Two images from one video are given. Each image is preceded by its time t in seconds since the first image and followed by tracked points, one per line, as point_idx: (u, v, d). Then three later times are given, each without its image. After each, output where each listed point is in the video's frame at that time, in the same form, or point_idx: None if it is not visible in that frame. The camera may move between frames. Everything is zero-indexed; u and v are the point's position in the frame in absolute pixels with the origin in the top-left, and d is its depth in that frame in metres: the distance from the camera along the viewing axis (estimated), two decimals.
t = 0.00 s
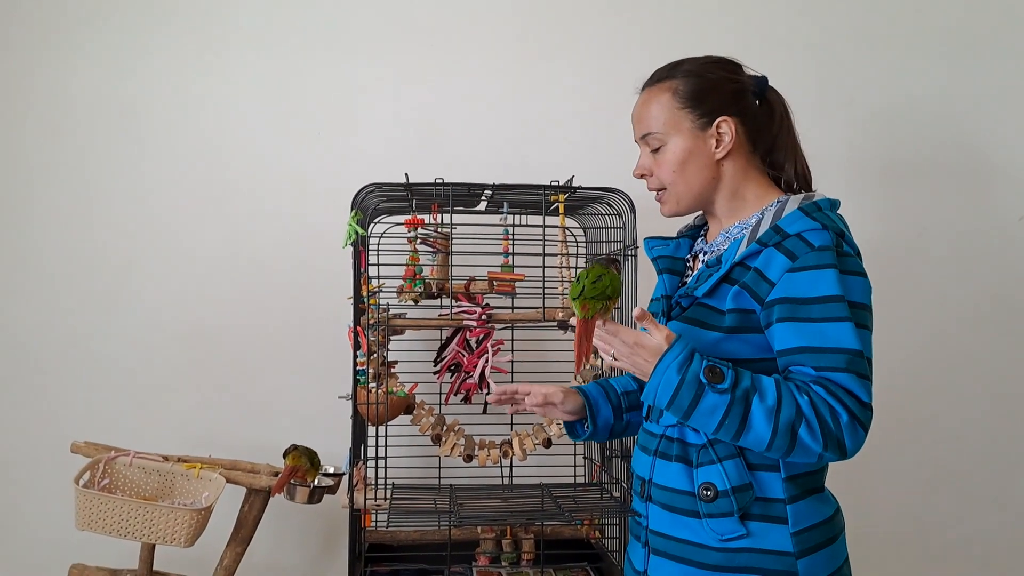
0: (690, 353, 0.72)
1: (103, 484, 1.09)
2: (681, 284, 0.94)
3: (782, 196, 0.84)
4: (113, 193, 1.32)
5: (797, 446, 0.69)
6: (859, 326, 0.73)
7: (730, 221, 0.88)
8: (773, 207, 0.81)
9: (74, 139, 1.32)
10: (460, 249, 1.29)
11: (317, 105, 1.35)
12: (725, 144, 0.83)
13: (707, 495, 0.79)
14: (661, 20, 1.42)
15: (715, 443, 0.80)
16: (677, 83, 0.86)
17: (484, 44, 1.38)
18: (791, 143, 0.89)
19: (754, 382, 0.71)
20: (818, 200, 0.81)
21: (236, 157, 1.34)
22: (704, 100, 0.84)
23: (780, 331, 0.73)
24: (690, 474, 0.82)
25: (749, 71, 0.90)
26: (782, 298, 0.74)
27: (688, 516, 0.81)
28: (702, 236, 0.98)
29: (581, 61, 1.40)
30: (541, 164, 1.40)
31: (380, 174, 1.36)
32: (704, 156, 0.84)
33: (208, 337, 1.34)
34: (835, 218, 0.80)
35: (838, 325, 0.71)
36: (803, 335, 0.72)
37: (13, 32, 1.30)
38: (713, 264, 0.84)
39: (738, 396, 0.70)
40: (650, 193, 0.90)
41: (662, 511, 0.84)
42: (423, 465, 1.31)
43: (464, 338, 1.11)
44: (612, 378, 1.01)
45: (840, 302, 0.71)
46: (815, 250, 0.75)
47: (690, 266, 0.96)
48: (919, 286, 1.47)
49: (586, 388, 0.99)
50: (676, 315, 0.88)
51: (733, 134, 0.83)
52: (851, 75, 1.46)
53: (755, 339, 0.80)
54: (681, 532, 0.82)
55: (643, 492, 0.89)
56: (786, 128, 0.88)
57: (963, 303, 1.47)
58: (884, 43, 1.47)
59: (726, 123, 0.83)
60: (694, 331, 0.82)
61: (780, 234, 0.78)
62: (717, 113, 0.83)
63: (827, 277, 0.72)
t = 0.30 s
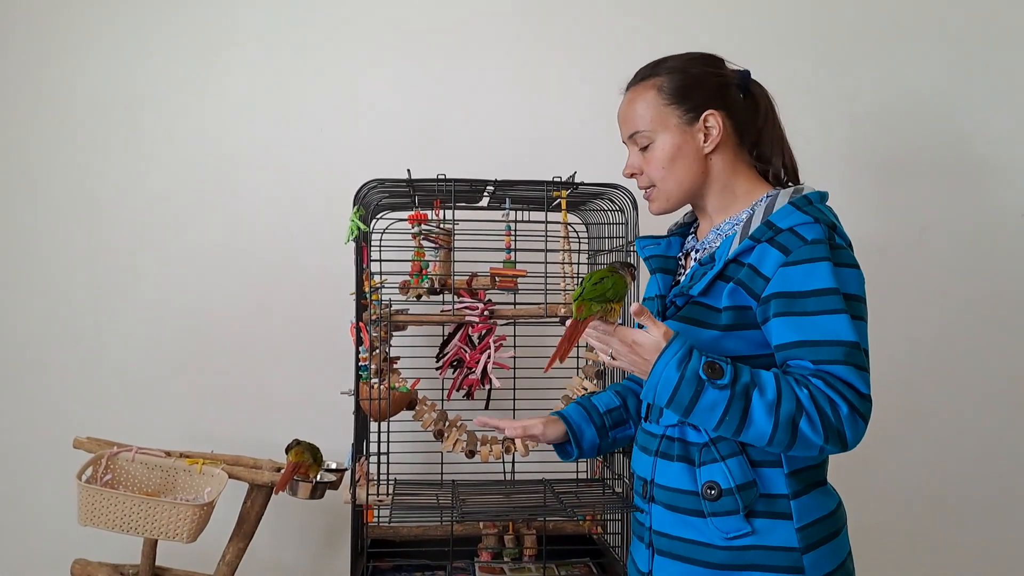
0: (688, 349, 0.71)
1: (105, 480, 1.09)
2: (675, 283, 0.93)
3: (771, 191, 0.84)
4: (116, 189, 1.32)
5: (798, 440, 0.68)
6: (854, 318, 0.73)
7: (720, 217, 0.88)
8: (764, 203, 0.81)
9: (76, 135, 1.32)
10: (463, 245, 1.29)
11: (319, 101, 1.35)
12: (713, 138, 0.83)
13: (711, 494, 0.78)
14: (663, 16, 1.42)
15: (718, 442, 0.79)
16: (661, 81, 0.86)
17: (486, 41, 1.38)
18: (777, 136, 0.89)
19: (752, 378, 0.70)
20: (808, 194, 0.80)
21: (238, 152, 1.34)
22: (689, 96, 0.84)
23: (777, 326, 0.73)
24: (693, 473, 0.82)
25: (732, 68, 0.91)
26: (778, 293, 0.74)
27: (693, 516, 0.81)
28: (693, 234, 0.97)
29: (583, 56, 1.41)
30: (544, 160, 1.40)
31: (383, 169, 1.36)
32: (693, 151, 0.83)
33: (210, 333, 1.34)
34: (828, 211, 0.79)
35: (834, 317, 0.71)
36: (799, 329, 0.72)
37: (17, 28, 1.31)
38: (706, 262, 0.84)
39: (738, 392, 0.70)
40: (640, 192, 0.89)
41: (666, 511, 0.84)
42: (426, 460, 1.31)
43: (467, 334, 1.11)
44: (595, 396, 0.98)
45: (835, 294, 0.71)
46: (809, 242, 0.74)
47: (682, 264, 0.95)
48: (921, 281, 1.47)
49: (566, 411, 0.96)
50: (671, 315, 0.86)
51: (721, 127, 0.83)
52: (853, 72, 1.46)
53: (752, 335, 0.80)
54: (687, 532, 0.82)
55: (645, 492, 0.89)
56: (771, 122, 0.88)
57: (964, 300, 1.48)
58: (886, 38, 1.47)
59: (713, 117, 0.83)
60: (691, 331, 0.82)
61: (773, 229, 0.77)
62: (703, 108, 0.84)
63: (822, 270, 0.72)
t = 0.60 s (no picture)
0: (680, 351, 0.71)
1: (106, 475, 1.09)
2: (663, 282, 0.90)
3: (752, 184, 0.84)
4: (118, 185, 1.32)
5: (798, 430, 0.68)
6: (846, 302, 0.73)
7: (707, 212, 0.88)
8: (745, 195, 0.81)
9: (78, 131, 1.32)
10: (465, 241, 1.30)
11: (321, 96, 1.35)
12: (712, 122, 0.84)
13: (713, 491, 0.77)
14: (665, 12, 1.42)
15: (718, 438, 0.78)
16: (657, 66, 0.86)
17: (488, 38, 1.38)
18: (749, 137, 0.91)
19: (745, 373, 0.71)
20: (788, 184, 0.80)
21: (240, 148, 1.34)
22: (685, 81, 0.85)
23: (771, 316, 0.73)
24: (694, 471, 0.81)
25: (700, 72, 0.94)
26: (770, 282, 0.73)
27: (696, 514, 0.80)
28: (676, 232, 0.96)
29: (584, 51, 1.40)
30: (545, 156, 1.40)
31: (385, 165, 1.36)
32: (698, 131, 0.83)
33: (212, 329, 1.34)
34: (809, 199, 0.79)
35: (825, 302, 0.70)
36: (793, 317, 0.71)
37: (19, 23, 1.31)
38: (695, 258, 0.82)
39: (733, 388, 0.69)
40: (640, 175, 0.84)
41: (667, 511, 0.82)
42: (428, 456, 1.32)
43: (468, 330, 1.11)
44: (575, 415, 0.98)
45: (826, 279, 0.71)
46: (796, 230, 0.74)
47: (668, 264, 0.93)
48: (922, 278, 1.47)
49: (547, 434, 0.96)
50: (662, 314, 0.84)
51: (717, 113, 0.85)
52: (854, 69, 1.46)
53: (747, 328, 0.79)
54: (690, 531, 0.81)
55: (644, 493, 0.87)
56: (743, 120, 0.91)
57: (966, 297, 1.47)
58: (887, 34, 1.47)
59: (712, 101, 0.85)
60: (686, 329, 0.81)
61: (759, 220, 0.77)
62: (700, 93, 0.85)
63: (811, 257, 0.72)
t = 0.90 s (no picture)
0: (676, 352, 0.72)
1: (109, 472, 1.09)
2: (659, 280, 0.90)
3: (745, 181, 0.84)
4: (119, 182, 1.32)
5: (797, 423, 0.68)
6: (841, 292, 0.73)
7: (702, 209, 0.87)
8: (740, 191, 0.81)
9: (79, 128, 1.32)
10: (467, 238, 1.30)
11: (321, 93, 1.35)
12: (708, 120, 0.86)
13: (715, 486, 0.77)
14: (666, 8, 1.42)
15: (719, 432, 0.78)
16: (654, 66, 0.87)
17: (489, 36, 1.38)
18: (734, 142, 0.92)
19: (740, 369, 0.71)
20: (781, 178, 0.80)
21: (241, 145, 1.34)
22: (681, 81, 0.87)
23: (768, 308, 0.73)
24: (694, 467, 0.81)
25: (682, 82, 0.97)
26: (767, 274, 0.73)
27: (698, 509, 0.80)
28: (669, 231, 0.95)
29: (585, 48, 1.40)
30: (547, 153, 1.40)
31: (387, 161, 1.36)
32: (699, 126, 0.84)
33: (214, 326, 1.34)
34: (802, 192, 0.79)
35: (821, 291, 0.70)
36: (789, 307, 0.71)
37: (20, 20, 1.30)
38: (691, 253, 0.82)
39: (729, 386, 0.70)
40: (646, 166, 0.83)
41: (668, 507, 0.82)
42: (430, 452, 1.32)
43: (470, 326, 1.12)
44: (575, 425, 0.98)
45: (822, 269, 0.71)
46: (791, 222, 0.74)
47: (662, 262, 0.93)
48: (923, 274, 1.47)
49: (549, 447, 0.96)
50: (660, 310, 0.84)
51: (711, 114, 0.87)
52: (856, 66, 1.46)
53: (746, 322, 0.79)
54: (692, 527, 0.81)
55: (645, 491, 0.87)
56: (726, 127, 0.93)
57: (967, 294, 1.47)
58: (888, 30, 1.47)
59: (707, 102, 0.87)
60: (686, 324, 0.81)
61: (754, 213, 0.77)
62: (695, 93, 0.87)
63: (807, 247, 0.72)
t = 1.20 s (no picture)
0: (673, 345, 0.71)
1: (110, 469, 1.09)
2: (660, 275, 0.90)
3: (745, 179, 0.84)
4: (120, 178, 1.32)
5: (792, 419, 0.68)
6: (840, 290, 0.72)
7: (702, 206, 0.87)
8: (741, 187, 0.81)
9: (81, 125, 1.31)
10: (469, 235, 1.30)
11: (323, 90, 1.35)
12: (709, 116, 0.85)
13: (713, 482, 0.77)
14: (668, 6, 1.42)
15: (717, 429, 0.78)
16: (657, 61, 0.87)
17: (492, 35, 1.38)
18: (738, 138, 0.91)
19: (737, 363, 0.71)
20: (783, 175, 0.80)
21: (243, 142, 1.34)
22: (683, 76, 0.86)
23: (766, 304, 0.73)
24: (693, 463, 0.81)
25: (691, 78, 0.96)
26: (766, 270, 0.73)
27: (695, 506, 0.80)
28: (670, 226, 0.95)
29: (587, 45, 1.40)
30: (549, 151, 1.40)
31: (389, 159, 1.36)
32: (698, 122, 0.83)
33: (216, 323, 1.34)
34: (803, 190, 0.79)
35: (819, 289, 0.70)
36: (787, 304, 0.71)
37: (22, 18, 1.30)
38: (691, 249, 0.82)
39: (725, 380, 0.70)
40: (641, 161, 0.83)
41: (666, 503, 0.82)
42: (432, 450, 1.32)
43: (471, 324, 1.11)
44: (575, 419, 0.98)
45: (820, 266, 0.71)
46: (791, 219, 0.74)
47: (662, 257, 0.93)
48: (924, 273, 1.47)
49: (548, 440, 0.96)
50: (659, 306, 0.85)
51: (713, 110, 0.86)
52: (859, 65, 1.46)
53: (744, 318, 0.78)
54: (690, 523, 0.81)
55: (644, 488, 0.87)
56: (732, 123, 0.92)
57: (969, 294, 1.47)
58: (890, 28, 1.46)
59: (709, 98, 0.86)
60: (686, 319, 0.81)
61: (754, 210, 0.77)
62: (697, 89, 0.86)
63: (806, 244, 0.72)
